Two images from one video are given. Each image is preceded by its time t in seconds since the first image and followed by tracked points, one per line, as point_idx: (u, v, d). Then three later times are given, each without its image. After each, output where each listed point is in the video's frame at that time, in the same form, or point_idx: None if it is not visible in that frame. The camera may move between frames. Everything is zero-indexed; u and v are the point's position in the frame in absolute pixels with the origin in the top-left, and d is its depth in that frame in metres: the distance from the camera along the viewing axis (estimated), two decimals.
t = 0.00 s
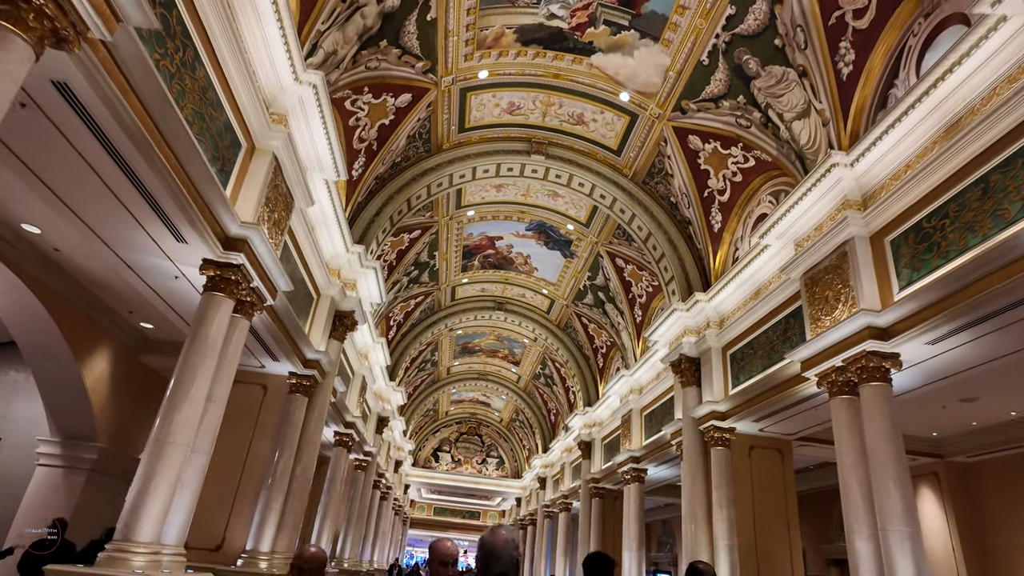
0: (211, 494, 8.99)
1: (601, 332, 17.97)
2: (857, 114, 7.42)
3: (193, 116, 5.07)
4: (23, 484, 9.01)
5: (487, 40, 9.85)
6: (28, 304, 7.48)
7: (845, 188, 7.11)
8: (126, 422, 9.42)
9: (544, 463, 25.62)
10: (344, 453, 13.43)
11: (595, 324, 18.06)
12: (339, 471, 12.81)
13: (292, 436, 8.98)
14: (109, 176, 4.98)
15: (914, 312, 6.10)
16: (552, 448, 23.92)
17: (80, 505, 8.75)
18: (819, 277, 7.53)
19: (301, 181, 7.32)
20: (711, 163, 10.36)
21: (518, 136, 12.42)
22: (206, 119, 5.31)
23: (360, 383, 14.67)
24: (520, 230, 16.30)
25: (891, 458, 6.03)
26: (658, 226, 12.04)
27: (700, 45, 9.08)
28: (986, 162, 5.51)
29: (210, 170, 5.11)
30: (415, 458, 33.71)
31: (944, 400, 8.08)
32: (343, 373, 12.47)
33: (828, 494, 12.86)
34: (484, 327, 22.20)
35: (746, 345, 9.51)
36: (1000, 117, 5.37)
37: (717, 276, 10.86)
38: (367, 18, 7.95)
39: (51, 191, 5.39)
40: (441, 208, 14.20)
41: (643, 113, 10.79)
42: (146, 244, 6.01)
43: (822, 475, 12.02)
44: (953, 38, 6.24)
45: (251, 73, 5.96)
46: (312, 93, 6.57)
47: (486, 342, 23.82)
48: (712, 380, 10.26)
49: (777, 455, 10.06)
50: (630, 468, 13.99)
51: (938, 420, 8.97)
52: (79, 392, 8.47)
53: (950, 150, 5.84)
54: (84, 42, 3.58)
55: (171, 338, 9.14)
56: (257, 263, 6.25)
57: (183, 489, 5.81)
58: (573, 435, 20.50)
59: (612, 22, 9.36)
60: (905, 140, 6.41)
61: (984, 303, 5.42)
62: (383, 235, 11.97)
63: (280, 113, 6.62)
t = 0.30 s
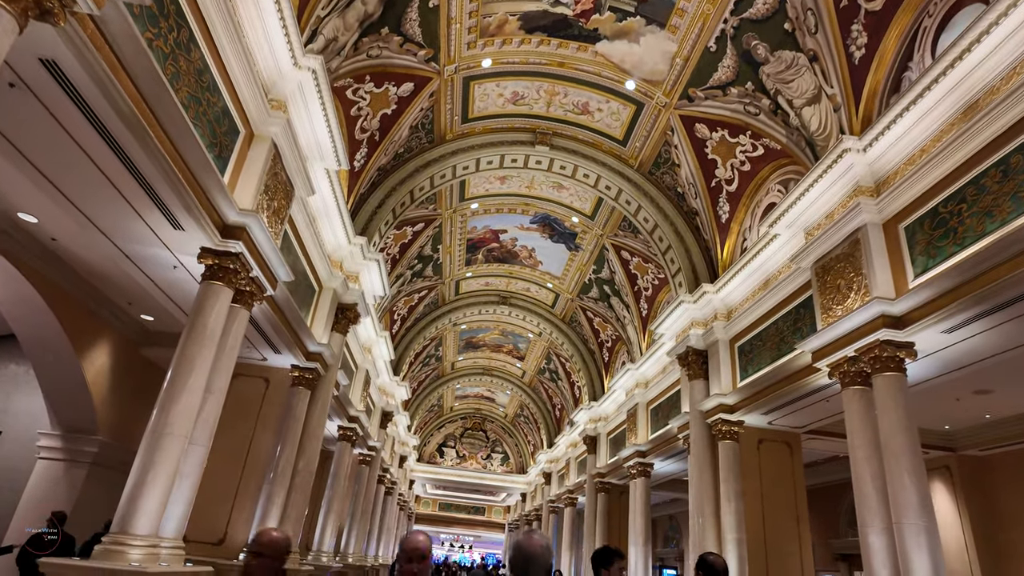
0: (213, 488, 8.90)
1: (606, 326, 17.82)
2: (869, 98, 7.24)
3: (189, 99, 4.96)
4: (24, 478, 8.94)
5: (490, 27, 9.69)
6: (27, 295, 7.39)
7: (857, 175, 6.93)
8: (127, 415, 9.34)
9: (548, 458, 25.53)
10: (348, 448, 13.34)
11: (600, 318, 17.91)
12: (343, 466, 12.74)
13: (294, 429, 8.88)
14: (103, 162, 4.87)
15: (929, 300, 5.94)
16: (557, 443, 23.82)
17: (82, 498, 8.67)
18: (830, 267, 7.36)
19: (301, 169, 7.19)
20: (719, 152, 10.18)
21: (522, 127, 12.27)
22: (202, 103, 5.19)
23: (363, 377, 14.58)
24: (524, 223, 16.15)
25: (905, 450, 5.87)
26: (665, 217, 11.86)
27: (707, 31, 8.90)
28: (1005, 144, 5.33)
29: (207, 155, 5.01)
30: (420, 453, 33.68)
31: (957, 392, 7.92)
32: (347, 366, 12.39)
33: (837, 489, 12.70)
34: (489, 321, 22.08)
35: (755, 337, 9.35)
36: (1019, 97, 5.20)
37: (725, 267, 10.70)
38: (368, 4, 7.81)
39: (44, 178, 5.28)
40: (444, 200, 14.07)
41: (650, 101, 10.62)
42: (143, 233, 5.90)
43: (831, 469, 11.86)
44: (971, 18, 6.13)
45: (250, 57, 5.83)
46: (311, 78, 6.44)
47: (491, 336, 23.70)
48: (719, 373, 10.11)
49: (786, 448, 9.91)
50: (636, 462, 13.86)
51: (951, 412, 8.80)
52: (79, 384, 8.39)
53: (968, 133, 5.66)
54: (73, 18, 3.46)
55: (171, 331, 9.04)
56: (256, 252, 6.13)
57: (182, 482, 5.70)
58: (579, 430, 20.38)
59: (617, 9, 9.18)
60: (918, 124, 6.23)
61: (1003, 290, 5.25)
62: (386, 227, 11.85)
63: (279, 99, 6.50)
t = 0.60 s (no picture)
0: (213, 480, 8.78)
1: (610, 319, 17.66)
2: (883, 81, 7.04)
3: (182, 79, 4.79)
4: (21, 471, 8.83)
5: (492, 12, 9.49)
6: (21, 285, 7.25)
7: (870, 159, 6.74)
8: (126, 408, 9.21)
9: (552, 452, 25.42)
10: (350, 441, 13.22)
11: (604, 311, 17.74)
12: (345, 459, 12.61)
13: (295, 422, 8.75)
14: (94, 142, 4.72)
15: (946, 287, 5.76)
16: (561, 437, 23.69)
17: (79, 490, 8.56)
18: (842, 254, 7.17)
19: (300, 155, 7.02)
20: (726, 139, 9.98)
21: (525, 115, 12.07)
22: (196, 83, 5.03)
23: (365, 370, 14.44)
24: (527, 215, 15.97)
25: (922, 441, 5.69)
26: (671, 207, 11.67)
27: (715, 15, 8.68)
28: None
29: (200, 137, 4.86)
30: (423, 448, 33.63)
31: (972, 383, 7.73)
32: (348, 359, 12.26)
33: (845, 483, 12.54)
34: (492, 315, 21.93)
35: (763, 327, 9.17)
36: None
37: (732, 257, 10.52)
38: None
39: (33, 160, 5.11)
40: (446, 191, 13.89)
41: (655, 88, 10.41)
42: (137, 218, 5.75)
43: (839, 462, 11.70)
44: None
45: (246, 37, 5.66)
46: (310, 60, 6.26)
47: (494, 330, 23.56)
48: (727, 365, 9.94)
49: (794, 441, 9.74)
50: (641, 456, 13.70)
51: (964, 404, 8.61)
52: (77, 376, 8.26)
53: (989, 113, 5.46)
54: None
55: (169, 322, 8.89)
56: (253, 239, 5.98)
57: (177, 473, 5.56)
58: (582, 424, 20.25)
59: None
60: (936, 106, 6.03)
61: None
62: (387, 217, 11.68)
63: (277, 82, 6.32)
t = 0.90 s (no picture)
0: (210, 476, 8.64)
1: (613, 314, 17.49)
2: (894, 66, 6.85)
3: (171, 61, 4.63)
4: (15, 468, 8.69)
5: None
6: (12, 278, 7.10)
7: (882, 145, 6.55)
8: (122, 403, 9.06)
9: (553, 448, 25.30)
10: (350, 437, 13.08)
11: (607, 306, 17.58)
12: (345, 455, 12.48)
13: (294, 417, 8.60)
14: (81, 127, 4.56)
15: (962, 276, 5.58)
16: (563, 433, 23.55)
17: (74, 488, 8.42)
18: (852, 244, 7.00)
19: (297, 143, 6.86)
20: (732, 129, 9.79)
21: (527, 106, 11.88)
22: (187, 66, 4.86)
23: (366, 365, 14.30)
24: (529, 209, 15.80)
25: (937, 436, 5.52)
26: (675, 199, 11.49)
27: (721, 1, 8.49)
28: None
29: (191, 120, 4.70)
30: (425, 444, 33.53)
31: (984, 376, 7.56)
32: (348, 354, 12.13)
33: (852, 479, 12.38)
34: (493, 310, 21.78)
35: (770, 320, 9.00)
36: None
37: (737, 249, 10.35)
38: None
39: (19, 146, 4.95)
40: (447, 184, 13.71)
41: (660, 77, 10.23)
42: (128, 207, 5.59)
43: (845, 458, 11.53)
44: None
45: (240, 20, 5.49)
46: (305, 45, 6.10)
47: (495, 326, 23.42)
48: (732, 359, 9.77)
49: (802, 437, 9.57)
50: (644, 452, 13.55)
51: (975, 398, 8.44)
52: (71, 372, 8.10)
53: (1007, 96, 5.28)
54: None
55: (165, 316, 8.74)
56: (248, 228, 5.82)
57: (170, 469, 5.42)
58: (585, 420, 20.10)
59: None
60: (950, 89, 5.85)
61: None
62: (387, 210, 11.51)
63: (272, 68, 6.15)
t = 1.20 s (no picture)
0: (205, 471, 8.49)
1: (614, 307, 17.33)
2: (903, 48, 6.67)
3: (155, 38, 4.45)
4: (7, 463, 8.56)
5: None
6: None
7: (891, 128, 6.37)
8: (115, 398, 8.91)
9: (554, 443, 25.16)
10: (349, 432, 12.93)
11: (607, 299, 17.42)
12: (344, 449, 12.34)
13: (290, 411, 8.45)
14: (64, 110, 4.39)
15: (974, 261, 5.42)
16: (564, 428, 23.40)
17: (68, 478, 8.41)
18: (860, 230, 6.83)
19: (290, 129, 6.69)
20: (735, 116, 9.61)
21: (526, 95, 11.69)
22: (173, 46, 4.69)
23: (364, 359, 14.15)
24: (529, 201, 15.62)
25: (948, 425, 5.37)
26: (677, 189, 11.32)
27: None
28: None
29: (177, 101, 4.53)
30: (425, 440, 33.44)
31: (994, 365, 7.40)
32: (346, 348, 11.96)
33: (856, 472, 12.23)
34: (493, 305, 21.63)
35: (774, 311, 8.83)
36: None
37: (740, 239, 10.18)
38: None
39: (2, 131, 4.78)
40: (445, 175, 13.54)
41: (661, 64, 10.04)
42: (116, 193, 5.43)
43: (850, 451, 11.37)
44: None
45: None
46: (297, 26, 5.91)
47: (495, 320, 23.27)
48: (736, 350, 9.62)
49: (805, 428, 9.43)
50: (646, 445, 13.42)
51: (984, 388, 8.28)
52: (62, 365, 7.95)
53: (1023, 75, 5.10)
54: None
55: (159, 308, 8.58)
56: (238, 215, 5.65)
57: (160, 462, 5.26)
58: (586, 414, 19.96)
59: None
60: (963, 70, 5.66)
61: None
62: (385, 201, 11.33)
63: (263, 51, 5.96)
